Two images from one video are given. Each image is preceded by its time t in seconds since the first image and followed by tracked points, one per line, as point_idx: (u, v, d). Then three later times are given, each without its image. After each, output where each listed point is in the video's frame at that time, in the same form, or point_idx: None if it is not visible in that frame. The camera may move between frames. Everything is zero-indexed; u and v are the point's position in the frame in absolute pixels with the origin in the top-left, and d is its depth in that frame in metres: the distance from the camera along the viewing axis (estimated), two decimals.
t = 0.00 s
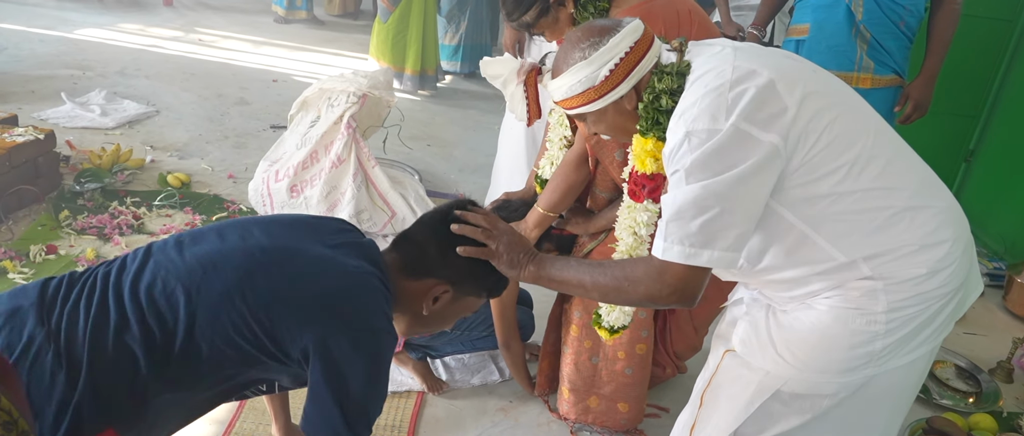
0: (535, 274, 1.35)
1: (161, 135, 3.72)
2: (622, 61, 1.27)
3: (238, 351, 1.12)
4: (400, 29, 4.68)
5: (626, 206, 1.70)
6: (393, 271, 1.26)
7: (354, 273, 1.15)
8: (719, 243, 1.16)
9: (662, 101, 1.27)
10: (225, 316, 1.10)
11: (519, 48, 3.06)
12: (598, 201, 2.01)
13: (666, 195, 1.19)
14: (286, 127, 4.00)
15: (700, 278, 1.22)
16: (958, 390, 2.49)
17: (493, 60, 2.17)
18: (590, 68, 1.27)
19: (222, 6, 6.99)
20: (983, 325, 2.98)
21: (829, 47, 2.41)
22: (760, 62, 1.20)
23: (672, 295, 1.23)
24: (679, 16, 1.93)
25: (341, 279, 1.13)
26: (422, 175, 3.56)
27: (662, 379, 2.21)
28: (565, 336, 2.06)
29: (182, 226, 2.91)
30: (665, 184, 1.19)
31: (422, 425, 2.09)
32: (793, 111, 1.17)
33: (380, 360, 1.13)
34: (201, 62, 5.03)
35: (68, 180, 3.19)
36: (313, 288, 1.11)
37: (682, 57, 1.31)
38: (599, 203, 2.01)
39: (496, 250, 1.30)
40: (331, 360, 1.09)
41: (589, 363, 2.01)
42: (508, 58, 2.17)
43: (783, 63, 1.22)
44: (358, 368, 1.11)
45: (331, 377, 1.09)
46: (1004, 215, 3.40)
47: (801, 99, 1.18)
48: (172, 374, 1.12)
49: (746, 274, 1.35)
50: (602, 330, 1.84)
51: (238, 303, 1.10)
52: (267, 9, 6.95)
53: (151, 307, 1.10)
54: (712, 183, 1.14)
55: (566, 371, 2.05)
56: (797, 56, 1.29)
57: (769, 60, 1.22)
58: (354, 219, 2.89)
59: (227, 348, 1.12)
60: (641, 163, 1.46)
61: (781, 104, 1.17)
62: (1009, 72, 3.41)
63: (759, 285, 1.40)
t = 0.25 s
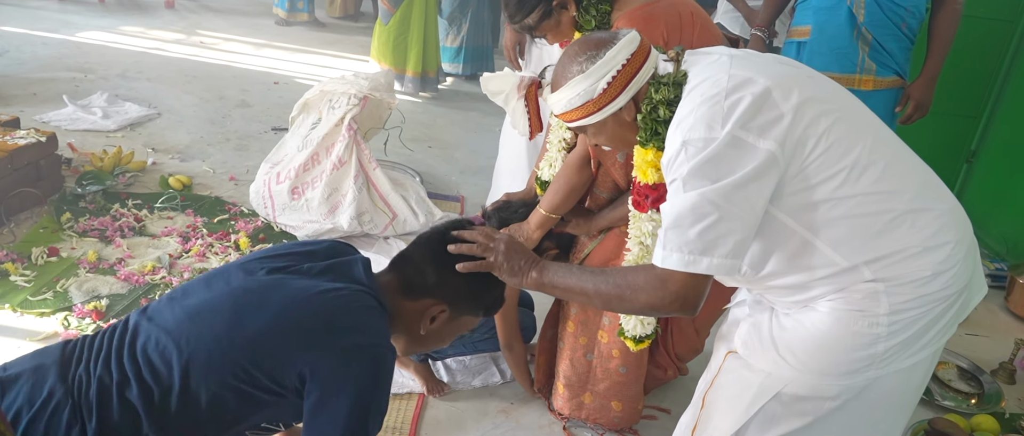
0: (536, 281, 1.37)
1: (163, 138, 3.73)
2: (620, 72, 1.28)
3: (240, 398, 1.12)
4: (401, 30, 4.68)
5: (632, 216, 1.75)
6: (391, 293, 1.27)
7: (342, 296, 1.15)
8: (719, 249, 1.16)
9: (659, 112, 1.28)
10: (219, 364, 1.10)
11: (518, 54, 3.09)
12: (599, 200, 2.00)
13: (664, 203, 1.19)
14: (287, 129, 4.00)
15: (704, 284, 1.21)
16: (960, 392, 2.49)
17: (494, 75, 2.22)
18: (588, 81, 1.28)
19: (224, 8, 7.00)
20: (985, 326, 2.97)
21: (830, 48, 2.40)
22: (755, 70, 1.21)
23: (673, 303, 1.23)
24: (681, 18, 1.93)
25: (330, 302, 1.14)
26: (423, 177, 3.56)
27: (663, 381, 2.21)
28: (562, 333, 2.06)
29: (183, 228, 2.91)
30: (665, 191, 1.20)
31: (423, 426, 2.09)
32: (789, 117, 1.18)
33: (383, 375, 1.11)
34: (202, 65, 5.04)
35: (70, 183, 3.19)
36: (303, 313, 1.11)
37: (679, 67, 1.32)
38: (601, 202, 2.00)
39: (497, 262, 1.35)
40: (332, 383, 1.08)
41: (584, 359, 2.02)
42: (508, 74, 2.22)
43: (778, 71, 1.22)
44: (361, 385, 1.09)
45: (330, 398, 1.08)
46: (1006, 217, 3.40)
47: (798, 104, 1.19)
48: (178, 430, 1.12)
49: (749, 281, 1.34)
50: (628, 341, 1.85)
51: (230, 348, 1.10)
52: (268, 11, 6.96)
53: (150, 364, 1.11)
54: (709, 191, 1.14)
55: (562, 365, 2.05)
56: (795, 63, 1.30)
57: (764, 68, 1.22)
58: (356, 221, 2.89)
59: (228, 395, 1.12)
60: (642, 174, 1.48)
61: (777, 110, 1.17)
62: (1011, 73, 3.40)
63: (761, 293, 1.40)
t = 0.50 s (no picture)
0: (535, 307, 1.39)
1: (165, 139, 3.74)
2: (618, 79, 1.30)
3: None
4: (402, 31, 4.68)
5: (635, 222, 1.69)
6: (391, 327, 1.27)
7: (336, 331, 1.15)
8: (714, 253, 1.16)
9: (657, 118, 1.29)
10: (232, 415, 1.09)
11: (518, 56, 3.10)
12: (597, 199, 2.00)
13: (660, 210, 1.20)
14: (289, 130, 4.01)
15: (698, 289, 1.22)
16: (962, 392, 2.49)
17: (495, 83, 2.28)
18: (587, 88, 1.30)
19: (225, 9, 7.01)
20: (987, 327, 2.97)
21: (832, 49, 2.40)
22: (752, 77, 1.21)
23: (667, 309, 1.24)
24: (683, 18, 1.93)
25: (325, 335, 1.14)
26: (424, 178, 3.56)
27: (664, 382, 2.21)
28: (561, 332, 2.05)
29: (184, 229, 2.91)
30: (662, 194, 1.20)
31: (425, 427, 2.09)
32: (785, 124, 1.18)
33: (385, 406, 1.11)
34: (204, 66, 5.05)
35: (72, 184, 3.20)
36: (301, 352, 1.11)
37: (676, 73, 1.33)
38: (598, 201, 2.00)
39: (492, 294, 1.38)
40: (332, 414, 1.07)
41: (585, 358, 2.01)
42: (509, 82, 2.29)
43: (775, 78, 1.22)
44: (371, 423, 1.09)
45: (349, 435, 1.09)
46: (1007, 218, 3.39)
47: (794, 111, 1.19)
48: None
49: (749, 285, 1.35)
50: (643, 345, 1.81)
51: (229, 400, 1.09)
52: (270, 13, 6.97)
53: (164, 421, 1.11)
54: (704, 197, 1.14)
55: (562, 365, 2.04)
56: (793, 68, 1.30)
57: (761, 75, 1.22)
58: (357, 222, 2.89)
59: None
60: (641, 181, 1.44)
61: (773, 116, 1.18)
62: (1013, 74, 3.40)
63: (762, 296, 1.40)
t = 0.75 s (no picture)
0: (531, 332, 1.37)
1: (168, 139, 3.75)
2: (617, 85, 1.31)
3: None
4: (405, 31, 4.68)
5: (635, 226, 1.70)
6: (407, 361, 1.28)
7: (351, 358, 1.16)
8: (708, 254, 1.17)
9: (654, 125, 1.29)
10: None
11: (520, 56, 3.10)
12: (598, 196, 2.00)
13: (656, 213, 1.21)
14: (291, 130, 4.02)
15: (690, 292, 1.21)
16: (965, 392, 2.48)
17: (496, 91, 2.25)
18: (586, 95, 1.31)
19: (228, 9, 7.02)
20: (990, 326, 2.97)
21: (837, 48, 2.39)
22: (748, 82, 1.21)
23: (658, 312, 1.23)
24: (689, 17, 1.93)
25: (339, 364, 1.15)
26: (426, 178, 3.56)
27: (666, 382, 2.21)
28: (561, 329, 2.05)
29: (188, 228, 2.92)
30: (658, 198, 1.21)
31: (428, 426, 2.09)
32: (780, 128, 1.18)
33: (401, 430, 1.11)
34: (207, 66, 5.06)
35: (75, 184, 3.21)
36: (316, 383, 1.13)
37: (675, 79, 1.34)
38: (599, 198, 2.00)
39: (489, 321, 1.39)
40: None
41: (585, 354, 2.00)
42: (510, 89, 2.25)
43: (772, 82, 1.22)
44: None
45: None
46: (1011, 217, 3.38)
47: (790, 115, 1.19)
48: None
49: (751, 288, 1.35)
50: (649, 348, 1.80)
51: None
52: (273, 13, 6.98)
53: None
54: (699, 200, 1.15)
55: (562, 361, 2.04)
56: (792, 73, 1.30)
57: (757, 80, 1.22)
58: (360, 221, 2.90)
59: None
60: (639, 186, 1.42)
61: (769, 121, 1.18)
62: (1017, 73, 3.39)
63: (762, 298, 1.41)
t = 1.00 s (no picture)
0: (535, 355, 1.38)
1: (172, 138, 3.75)
2: (615, 91, 1.31)
3: None
4: (408, 31, 4.68)
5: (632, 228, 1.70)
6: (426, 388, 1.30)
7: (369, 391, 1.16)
8: (703, 255, 1.17)
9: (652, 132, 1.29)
10: None
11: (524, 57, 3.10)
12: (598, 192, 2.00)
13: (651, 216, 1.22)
14: (295, 129, 4.02)
15: (678, 295, 1.22)
16: (969, 392, 2.48)
17: (498, 99, 2.32)
18: (586, 101, 1.31)
19: (232, 9, 7.03)
20: (995, 326, 2.96)
21: (841, 47, 2.39)
22: (745, 87, 1.20)
23: (649, 312, 1.24)
24: (694, 15, 1.93)
25: (357, 398, 1.15)
26: (430, 177, 3.56)
27: (670, 380, 2.19)
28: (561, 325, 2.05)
29: (191, 227, 2.93)
30: (653, 200, 1.22)
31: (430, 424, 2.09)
32: (777, 133, 1.18)
33: None
34: (210, 65, 5.06)
35: (80, 183, 3.22)
36: (333, 416, 1.13)
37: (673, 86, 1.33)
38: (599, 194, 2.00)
39: (495, 350, 1.41)
40: None
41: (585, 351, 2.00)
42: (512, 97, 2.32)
43: (770, 85, 1.22)
44: None
45: None
46: (1015, 216, 3.38)
47: (786, 119, 1.18)
48: None
49: (753, 288, 1.35)
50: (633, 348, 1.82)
51: None
52: (276, 12, 6.99)
53: None
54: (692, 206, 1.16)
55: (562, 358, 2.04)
56: (791, 75, 1.29)
57: (755, 83, 1.22)
58: (363, 220, 2.90)
59: None
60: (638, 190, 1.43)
61: (766, 125, 1.17)
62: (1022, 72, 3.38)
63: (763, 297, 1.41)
